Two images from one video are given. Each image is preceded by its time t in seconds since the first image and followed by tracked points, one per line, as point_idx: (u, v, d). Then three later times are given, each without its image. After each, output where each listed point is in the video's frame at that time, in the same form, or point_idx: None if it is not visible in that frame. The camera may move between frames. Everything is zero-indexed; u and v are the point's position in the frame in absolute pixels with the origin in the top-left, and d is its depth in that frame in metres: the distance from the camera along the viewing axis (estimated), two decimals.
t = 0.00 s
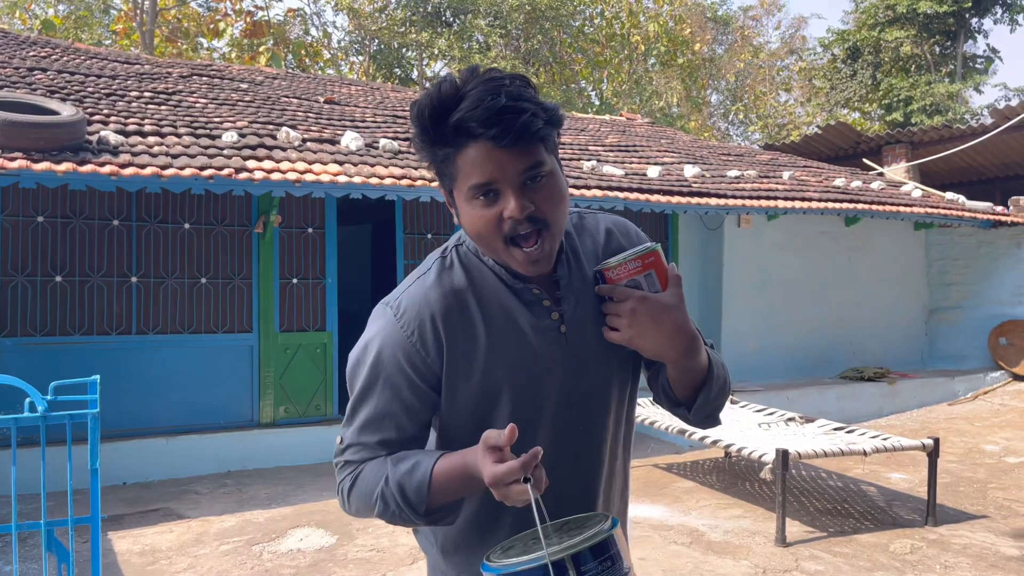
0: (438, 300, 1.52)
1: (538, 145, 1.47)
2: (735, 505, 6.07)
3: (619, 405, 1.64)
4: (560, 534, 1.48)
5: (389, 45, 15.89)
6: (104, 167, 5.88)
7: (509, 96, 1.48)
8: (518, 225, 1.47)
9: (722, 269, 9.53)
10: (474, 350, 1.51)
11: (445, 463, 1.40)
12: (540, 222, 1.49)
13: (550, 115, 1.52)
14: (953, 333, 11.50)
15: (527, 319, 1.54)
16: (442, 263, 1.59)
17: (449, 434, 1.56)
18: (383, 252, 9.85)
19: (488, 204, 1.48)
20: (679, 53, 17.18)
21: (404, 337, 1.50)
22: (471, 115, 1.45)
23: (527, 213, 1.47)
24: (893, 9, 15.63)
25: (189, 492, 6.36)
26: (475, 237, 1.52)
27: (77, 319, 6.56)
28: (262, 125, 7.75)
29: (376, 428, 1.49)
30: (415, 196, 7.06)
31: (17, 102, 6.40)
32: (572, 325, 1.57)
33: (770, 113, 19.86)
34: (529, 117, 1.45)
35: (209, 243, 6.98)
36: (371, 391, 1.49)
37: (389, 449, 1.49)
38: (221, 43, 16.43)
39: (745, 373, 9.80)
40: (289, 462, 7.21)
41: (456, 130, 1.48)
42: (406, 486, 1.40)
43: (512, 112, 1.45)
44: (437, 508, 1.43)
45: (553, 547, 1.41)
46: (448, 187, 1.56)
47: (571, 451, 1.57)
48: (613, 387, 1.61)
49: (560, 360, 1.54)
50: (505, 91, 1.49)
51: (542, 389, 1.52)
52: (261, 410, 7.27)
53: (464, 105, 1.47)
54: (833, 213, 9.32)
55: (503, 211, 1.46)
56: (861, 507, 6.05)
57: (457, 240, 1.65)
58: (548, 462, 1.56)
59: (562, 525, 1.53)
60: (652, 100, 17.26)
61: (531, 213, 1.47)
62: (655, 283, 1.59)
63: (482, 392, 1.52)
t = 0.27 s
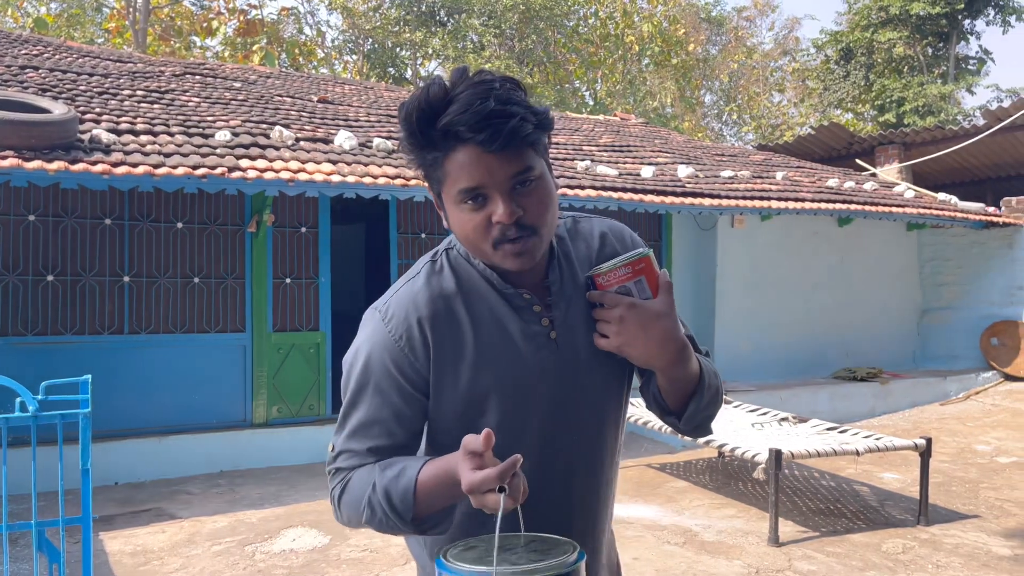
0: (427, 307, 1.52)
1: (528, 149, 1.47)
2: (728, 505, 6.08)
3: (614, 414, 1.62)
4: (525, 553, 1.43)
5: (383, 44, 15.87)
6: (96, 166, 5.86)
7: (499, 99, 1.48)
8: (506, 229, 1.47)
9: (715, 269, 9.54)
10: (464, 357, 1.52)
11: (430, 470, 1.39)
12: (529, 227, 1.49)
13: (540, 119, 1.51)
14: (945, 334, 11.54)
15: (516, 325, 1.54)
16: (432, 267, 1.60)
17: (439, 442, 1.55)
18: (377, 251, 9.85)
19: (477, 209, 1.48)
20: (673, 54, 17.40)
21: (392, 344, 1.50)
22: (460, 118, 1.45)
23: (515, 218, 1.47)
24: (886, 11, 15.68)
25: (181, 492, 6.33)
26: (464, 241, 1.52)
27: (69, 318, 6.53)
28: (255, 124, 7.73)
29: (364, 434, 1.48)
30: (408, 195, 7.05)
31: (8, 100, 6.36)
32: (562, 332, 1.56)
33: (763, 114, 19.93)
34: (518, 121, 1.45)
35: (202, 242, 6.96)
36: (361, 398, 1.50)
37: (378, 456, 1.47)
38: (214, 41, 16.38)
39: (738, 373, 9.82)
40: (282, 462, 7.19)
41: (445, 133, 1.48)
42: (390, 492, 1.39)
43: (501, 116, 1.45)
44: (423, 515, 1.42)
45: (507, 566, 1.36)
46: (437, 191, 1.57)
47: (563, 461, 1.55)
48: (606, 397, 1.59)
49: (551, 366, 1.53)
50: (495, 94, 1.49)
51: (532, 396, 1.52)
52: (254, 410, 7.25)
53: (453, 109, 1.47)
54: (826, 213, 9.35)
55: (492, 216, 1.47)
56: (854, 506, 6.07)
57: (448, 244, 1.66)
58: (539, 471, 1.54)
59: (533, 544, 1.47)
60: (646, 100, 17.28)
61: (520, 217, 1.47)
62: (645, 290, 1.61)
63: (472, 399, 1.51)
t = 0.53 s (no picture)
0: (418, 304, 1.53)
1: (520, 149, 1.47)
2: (722, 504, 6.09)
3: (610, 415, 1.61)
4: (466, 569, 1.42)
5: (377, 44, 15.86)
6: (88, 164, 5.83)
7: (490, 99, 1.48)
8: (497, 228, 1.47)
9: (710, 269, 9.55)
10: (455, 355, 1.52)
11: (406, 470, 1.39)
12: (521, 227, 1.48)
13: (532, 119, 1.51)
14: (938, 333, 11.57)
15: (508, 324, 1.55)
16: (425, 266, 1.60)
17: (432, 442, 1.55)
18: (371, 250, 9.83)
19: (468, 208, 1.48)
20: (668, 54, 17.10)
21: (383, 340, 1.51)
22: (451, 118, 1.45)
23: (507, 217, 1.47)
24: (880, 11, 15.71)
25: (174, 492, 6.31)
26: (456, 240, 1.52)
27: (61, 318, 6.49)
28: (249, 122, 7.70)
29: (354, 427, 1.50)
30: (403, 194, 7.03)
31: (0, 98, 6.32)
32: (555, 332, 1.57)
33: (758, 113, 19.97)
34: (509, 122, 1.45)
35: (196, 241, 6.93)
36: (352, 392, 1.51)
37: (366, 448, 1.49)
38: (208, 40, 16.34)
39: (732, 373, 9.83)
40: (276, 462, 7.17)
41: (436, 133, 1.48)
42: (370, 486, 1.40)
43: (492, 116, 1.45)
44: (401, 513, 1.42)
45: None
46: (430, 190, 1.57)
47: (555, 462, 1.54)
48: (600, 398, 1.59)
49: (542, 364, 1.53)
50: (487, 94, 1.49)
51: (524, 397, 1.51)
52: (248, 409, 7.23)
53: (444, 109, 1.47)
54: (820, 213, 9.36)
55: (483, 215, 1.47)
56: (848, 505, 6.08)
57: (443, 243, 1.66)
58: (531, 473, 1.53)
59: (481, 558, 1.45)
60: (640, 100, 17.32)
61: (511, 217, 1.47)
62: (638, 292, 1.59)
63: (464, 398, 1.51)
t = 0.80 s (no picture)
0: (412, 302, 1.54)
1: (510, 150, 1.47)
2: (718, 503, 6.09)
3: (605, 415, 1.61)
4: None
5: (373, 43, 15.87)
6: (83, 164, 5.81)
7: (480, 100, 1.47)
8: (488, 230, 1.47)
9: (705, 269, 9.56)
10: (448, 353, 1.53)
11: (394, 472, 1.40)
12: (512, 227, 1.49)
13: (523, 119, 1.50)
14: (934, 332, 11.60)
15: (501, 323, 1.55)
16: (419, 265, 1.61)
17: (426, 441, 1.55)
18: (367, 250, 9.82)
19: (459, 209, 1.49)
20: (664, 53, 17.21)
21: (376, 339, 1.54)
22: (440, 120, 1.46)
23: (496, 218, 1.47)
24: (875, 10, 15.74)
25: (169, 492, 6.29)
26: (449, 240, 1.53)
27: (55, 317, 6.47)
28: (244, 121, 7.69)
29: (351, 423, 1.53)
30: (399, 193, 7.02)
31: None
32: (549, 331, 1.57)
33: (754, 113, 19.93)
34: (499, 124, 1.45)
35: (191, 241, 6.91)
36: (348, 389, 1.54)
37: (361, 445, 1.52)
38: (203, 39, 16.31)
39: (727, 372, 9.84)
40: (272, 462, 7.16)
41: (426, 134, 1.49)
42: (361, 485, 1.42)
43: (481, 118, 1.45)
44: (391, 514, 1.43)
45: None
46: (423, 190, 1.58)
47: (547, 462, 1.54)
48: (593, 397, 1.58)
49: (535, 364, 1.53)
50: (478, 95, 1.48)
51: (517, 394, 1.52)
52: (243, 408, 7.21)
53: (434, 110, 1.47)
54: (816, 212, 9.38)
55: (472, 216, 1.47)
56: (843, 504, 6.09)
57: (439, 242, 1.67)
58: (523, 473, 1.53)
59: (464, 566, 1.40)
60: (636, 100, 17.36)
61: (501, 218, 1.47)
62: (631, 291, 1.56)
63: (457, 396, 1.52)
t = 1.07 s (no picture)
0: (410, 298, 1.56)
1: (502, 157, 1.47)
2: (716, 501, 6.10)
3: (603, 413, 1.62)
4: (462, 564, 1.41)
5: (370, 42, 15.87)
6: (80, 163, 5.80)
7: (475, 104, 1.47)
8: (472, 232, 1.49)
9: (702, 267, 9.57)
10: (445, 348, 1.55)
11: (398, 464, 1.41)
12: (497, 231, 1.50)
13: (520, 122, 1.49)
14: (931, 331, 11.63)
15: (497, 320, 1.56)
16: (419, 261, 1.62)
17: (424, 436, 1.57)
18: (365, 249, 9.82)
19: (448, 210, 1.50)
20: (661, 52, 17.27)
21: (375, 333, 1.55)
22: (434, 121, 1.46)
23: (481, 222, 1.48)
24: (871, 9, 15.75)
25: (167, 492, 6.28)
26: (440, 238, 1.55)
27: (52, 317, 6.46)
28: (241, 121, 7.68)
29: (354, 419, 1.53)
30: (396, 192, 7.01)
31: None
32: (546, 329, 1.58)
33: (750, 112, 20.06)
34: (490, 130, 1.45)
35: (188, 240, 6.90)
36: (349, 385, 1.55)
37: (365, 440, 1.53)
38: (199, 38, 16.27)
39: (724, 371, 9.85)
40: (269, 461, 7.16)
41: (421, 133, 1.49)
42: (367, 480, 1.43)
43: (474, 124, 1.45)
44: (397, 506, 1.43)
45: None
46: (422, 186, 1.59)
47: (543, 459, 1.55)
48: (593, 396, 1.59)
49: (531, 362, 1.55)
50: (474, 97, 1.48)
51: (513, 391, 1.54)
52: (241, 408, 7.21)
53: (430, 112, 1.48)
54: (813, 211, 9.39)
55: (459, 218, 1.49)
56: (841, 502, 6.10)
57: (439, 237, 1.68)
58: (519, 471, 1.55)
59: (476, 552, 1.45)
60: (633, 98, 17.38)
61: (485, 222, 1.49)
62: (626, 290, 1.54)
63: (454, 391, 1.54)
